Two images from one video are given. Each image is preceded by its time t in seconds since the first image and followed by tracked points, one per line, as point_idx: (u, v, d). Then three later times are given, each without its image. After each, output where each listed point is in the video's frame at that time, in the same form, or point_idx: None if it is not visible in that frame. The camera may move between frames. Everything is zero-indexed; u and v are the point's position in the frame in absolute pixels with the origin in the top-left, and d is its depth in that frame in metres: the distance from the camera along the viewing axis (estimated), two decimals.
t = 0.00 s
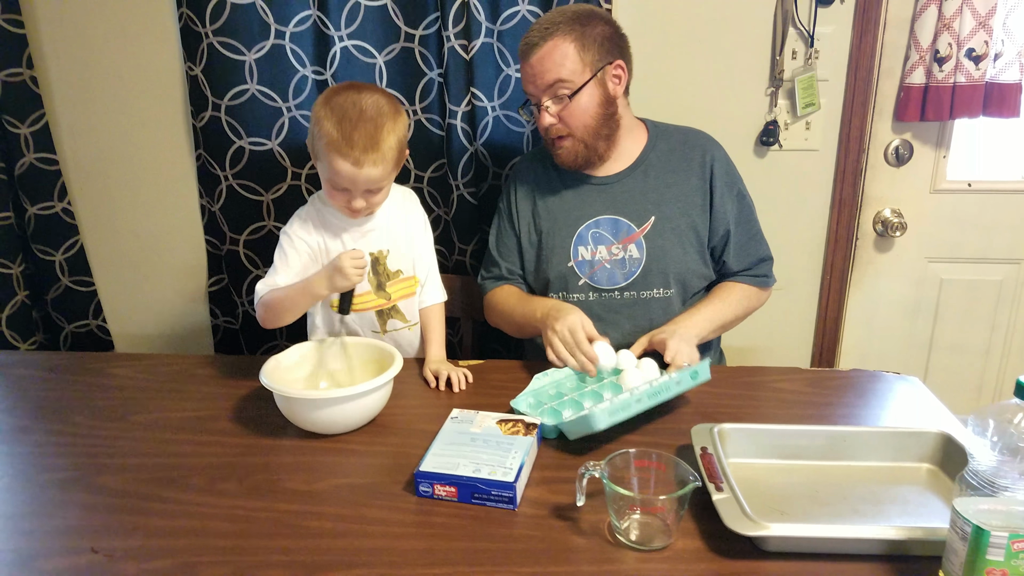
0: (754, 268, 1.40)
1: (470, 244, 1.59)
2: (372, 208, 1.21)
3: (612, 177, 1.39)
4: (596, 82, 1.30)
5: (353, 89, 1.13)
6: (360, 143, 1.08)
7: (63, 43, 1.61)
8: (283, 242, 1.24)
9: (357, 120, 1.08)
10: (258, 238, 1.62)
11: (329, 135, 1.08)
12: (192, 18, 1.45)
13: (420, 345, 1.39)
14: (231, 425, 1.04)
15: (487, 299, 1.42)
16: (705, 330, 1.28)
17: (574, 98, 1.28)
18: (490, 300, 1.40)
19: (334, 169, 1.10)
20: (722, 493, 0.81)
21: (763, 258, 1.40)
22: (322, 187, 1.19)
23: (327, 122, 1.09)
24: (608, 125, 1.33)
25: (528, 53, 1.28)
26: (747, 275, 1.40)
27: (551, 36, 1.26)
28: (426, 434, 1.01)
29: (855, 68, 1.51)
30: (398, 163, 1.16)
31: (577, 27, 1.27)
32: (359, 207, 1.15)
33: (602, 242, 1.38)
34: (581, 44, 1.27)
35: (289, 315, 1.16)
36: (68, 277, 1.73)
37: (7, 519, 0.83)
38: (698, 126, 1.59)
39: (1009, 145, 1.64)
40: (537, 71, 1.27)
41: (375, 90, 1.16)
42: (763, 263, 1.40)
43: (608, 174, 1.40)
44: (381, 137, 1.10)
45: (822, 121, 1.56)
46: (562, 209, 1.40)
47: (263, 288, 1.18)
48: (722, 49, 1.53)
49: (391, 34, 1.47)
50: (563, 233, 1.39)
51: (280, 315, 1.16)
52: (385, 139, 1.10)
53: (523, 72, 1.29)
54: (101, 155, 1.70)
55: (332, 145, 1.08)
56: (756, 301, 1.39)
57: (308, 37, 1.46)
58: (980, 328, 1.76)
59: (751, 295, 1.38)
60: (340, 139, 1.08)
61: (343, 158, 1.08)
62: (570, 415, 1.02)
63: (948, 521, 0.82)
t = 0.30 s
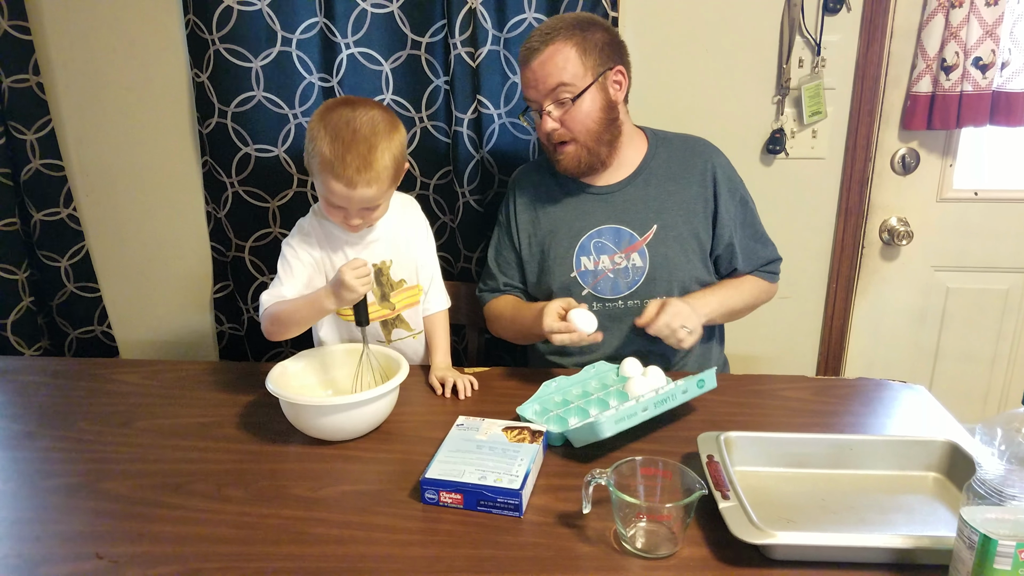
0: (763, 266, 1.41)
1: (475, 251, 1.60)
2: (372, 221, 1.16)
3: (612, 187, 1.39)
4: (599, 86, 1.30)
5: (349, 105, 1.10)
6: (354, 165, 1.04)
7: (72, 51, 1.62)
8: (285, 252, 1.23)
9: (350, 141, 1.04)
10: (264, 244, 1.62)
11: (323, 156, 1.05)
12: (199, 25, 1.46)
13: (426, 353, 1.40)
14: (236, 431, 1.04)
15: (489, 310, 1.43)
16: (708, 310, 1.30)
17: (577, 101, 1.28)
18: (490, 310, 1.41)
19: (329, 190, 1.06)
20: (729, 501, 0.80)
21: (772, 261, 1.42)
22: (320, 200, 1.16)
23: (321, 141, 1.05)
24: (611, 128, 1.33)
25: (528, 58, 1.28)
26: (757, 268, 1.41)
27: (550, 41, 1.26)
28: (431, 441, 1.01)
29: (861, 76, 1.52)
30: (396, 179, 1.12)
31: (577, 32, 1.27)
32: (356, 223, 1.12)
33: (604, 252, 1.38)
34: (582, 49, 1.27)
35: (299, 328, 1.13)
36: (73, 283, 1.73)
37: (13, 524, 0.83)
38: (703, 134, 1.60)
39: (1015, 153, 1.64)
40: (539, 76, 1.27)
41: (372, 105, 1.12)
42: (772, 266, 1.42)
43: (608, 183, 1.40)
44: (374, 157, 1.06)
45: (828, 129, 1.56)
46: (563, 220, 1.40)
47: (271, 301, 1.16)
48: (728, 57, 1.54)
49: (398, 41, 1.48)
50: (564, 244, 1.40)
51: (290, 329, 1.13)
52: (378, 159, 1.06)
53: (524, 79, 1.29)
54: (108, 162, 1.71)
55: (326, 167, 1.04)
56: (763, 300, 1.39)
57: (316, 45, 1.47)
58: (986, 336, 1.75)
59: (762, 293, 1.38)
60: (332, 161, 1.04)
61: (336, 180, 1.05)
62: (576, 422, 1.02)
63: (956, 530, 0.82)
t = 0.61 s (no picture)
0: (763, 271, 1.40)
1: (478, 254, 1.60)
2: (370, 231, 1.15)
3: (614, 187, 1.39)
4: (610, 83, 1.29)
5: (349, 119, 1.09)
6: (354, 182, 1.04)
7: (75, 55, 1.63)
8: (281, 258, 1.23)
9: (350, 158, 1.04)
10: (267, 247, 1.63)
11: (322, 173, 1.04)
12: (202, 28, 1.47)
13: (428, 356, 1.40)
14: (239, 433, 1.04)
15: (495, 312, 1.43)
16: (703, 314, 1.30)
17: (591, 95, 1.28)
18: (496, 310, 1.42)
19: (329, 207, 1.06)
20: (732, 504, 0.80)
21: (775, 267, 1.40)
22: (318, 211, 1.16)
23: (320, 157, 1.05)
24: (621, 126, 1.33)
25: (542, 50, 1.26)
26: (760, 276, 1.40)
27: (563, 35, 1.25)
28: (434, 444, 1.01)
29: (866, 77, 1.51)
30: (395, 193, 1.12)
31: (589, 28, 1.27)
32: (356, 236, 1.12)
33: (607, 252, 1.38)
34: (595, 44, 1.27)
35: (276, 334, 1.14)
36: (77, 286, 1.74)
37: (17, 526, 0.84)
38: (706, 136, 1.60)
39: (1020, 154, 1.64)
40: (553, 70, 1.26)
41: (372, 118, 1.12)
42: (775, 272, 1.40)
43: (613, 183, 1.40)
44: (374, 173, 1.05)
45: (832, 131, 1.56)
46: (566, 221, 1.40)
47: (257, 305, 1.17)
48: (731, 59, 1.53)
49: (401, 44, 1.48)
50: (567, 244, 1.40)
51: (267, 335, 1.14)
52: (378, 175, 1.06)
53: (536, 74, 1.28)
54: (110, 165, 1.72)
55: (325, 185, 1.04)
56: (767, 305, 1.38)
57: (319, 47, 1.47)
58: (992, 338, 1.74)
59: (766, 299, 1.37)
60: (332, 178, 1.04)
61: (336, 198, 1.05)
62: (580, 425, 1.01)
63: (961, 533, 0.81)
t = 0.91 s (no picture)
0: (768, 271, 1.39)
1: (481, 252, 1.59)
2: (369, 235, 1.16)
3: (618, 187, 1.38)
4: (620, 83, 1.29)
5: (350, 122, 1.08)
6: (360, 189, 1.03)
7: (76, 51, 1.63)
8: (282, 261, 1.22)
9: (356, 165, 1.03)
10: (269, 245, 1.63)
11: (327, 180, 1.04)
12: (204, 25, 1.46)
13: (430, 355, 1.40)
14: (241, 431, 1.04)
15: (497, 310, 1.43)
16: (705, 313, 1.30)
17: (602, 97, 1.27)
18: (499, 309, 1.41)
19: (334, 213, 1.06)
20: (736, 503, 0.80)
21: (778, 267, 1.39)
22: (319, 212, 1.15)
23: (325, 164, 1.04)
24: (630, 125, 1.33)
25: (551, 52, 1.25)
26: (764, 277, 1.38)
27: (574, 36, 1.24)
28: (436, 442, 1.00)
29: (871, 75, 1.50)
30: (399, 195, 1.12)
31: (597, 28, 1.26)
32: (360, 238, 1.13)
33: (611, 251, 1.38)
34: (605, 44, 1.26)
35: (284, 334, 1.13)
36: (80, 283, 1.74)
37: (18, 524, 0.83)
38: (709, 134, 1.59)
39: None
40: (564, 70, 1.24)
41: (373, 120, 1.11)
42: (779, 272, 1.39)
43: (620, 182, 1.39)
44: (380, 179, 1.05)
45: (837, 128, 1.55)
46: (570, 220, 1.40)
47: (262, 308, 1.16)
48: (735, 56, 1.53)
49: (404, 41, 1.47)
50: (571, 244, 1.40)
51: (274, 338, 1.14)
52: (383, 181, 1.05)
53: (546, 74, 1.27)
54: (113, 163, 1.71)
55: (331, 192, 1.03)
56: (771, 303, 1.37)
57: (321, 44, 1.47)
58: (997, 337, 1.73)
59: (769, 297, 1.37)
60: (337, 186, 1.03)
61: (342, 204, 1.04)
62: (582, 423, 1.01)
63: (966, 533, 0.81)
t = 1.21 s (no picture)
0: (772, 266, 1.39)
1: (484, 250, 1.59)
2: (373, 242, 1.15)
3: (622, 182, 1.38)
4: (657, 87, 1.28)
5: (359, 129, 1.07)
6: (371, 197, 1.02)
7: (79, 51, 1.63)
8: (292, 267, 1.18)
9: (367, 172, 1.03)
10: (272, 243, 1.62)
11: (339, 188, 1.03)
12: (206, 23, 1.46)
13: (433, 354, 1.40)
14: (244, 430, 1.04)
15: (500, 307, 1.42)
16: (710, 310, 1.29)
17: (641, 100, 1.26)
18: (503, 307, 1.41)
19: (345, 221, 1.05)
20: (741, 503, 0.79)
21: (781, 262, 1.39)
22: (325, 218, 1.14)
23: (335, 171, 1.03)
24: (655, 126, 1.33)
25: (597, 53, 1.20)
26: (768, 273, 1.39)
27: (617, 36, 1.20)
28: (439, 441, 1.00)
29: (876, 71, 1.50)
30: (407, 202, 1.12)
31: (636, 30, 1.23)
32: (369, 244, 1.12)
33: (616, 248, 1.37)
34: (645, 45, 1.24)
35: (318, 344, 1.09)
36: (83, 282, 1.74)
37: (22, 524, 0.83)
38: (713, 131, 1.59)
39: None
40: (610, 72, 1.21)
41: (381, 126, 1.10)
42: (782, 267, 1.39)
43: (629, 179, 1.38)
44: (390, 186, 1.04)
45: (842, 125, 1.54)
46: (574, 217, 1.39)
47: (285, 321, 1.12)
48: (740, 53, 1.52)
49: (407, 38, 1.47)
50: (575, 240, 1.39)
51: (303, 340, 1.08)
52: (394, 188, 1.05)
53: (586, 75, 1.22)
54: (116, 162, 1.71)
55: (343, 199, 1.03)
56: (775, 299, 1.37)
57: (324, 42, 1.47)
58: (1003, 335, 1.73)
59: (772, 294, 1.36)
60: (349, 194, 1.02)
61: (353, 211, 1.03)
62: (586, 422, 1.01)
63: (973, 533, 0.80)
